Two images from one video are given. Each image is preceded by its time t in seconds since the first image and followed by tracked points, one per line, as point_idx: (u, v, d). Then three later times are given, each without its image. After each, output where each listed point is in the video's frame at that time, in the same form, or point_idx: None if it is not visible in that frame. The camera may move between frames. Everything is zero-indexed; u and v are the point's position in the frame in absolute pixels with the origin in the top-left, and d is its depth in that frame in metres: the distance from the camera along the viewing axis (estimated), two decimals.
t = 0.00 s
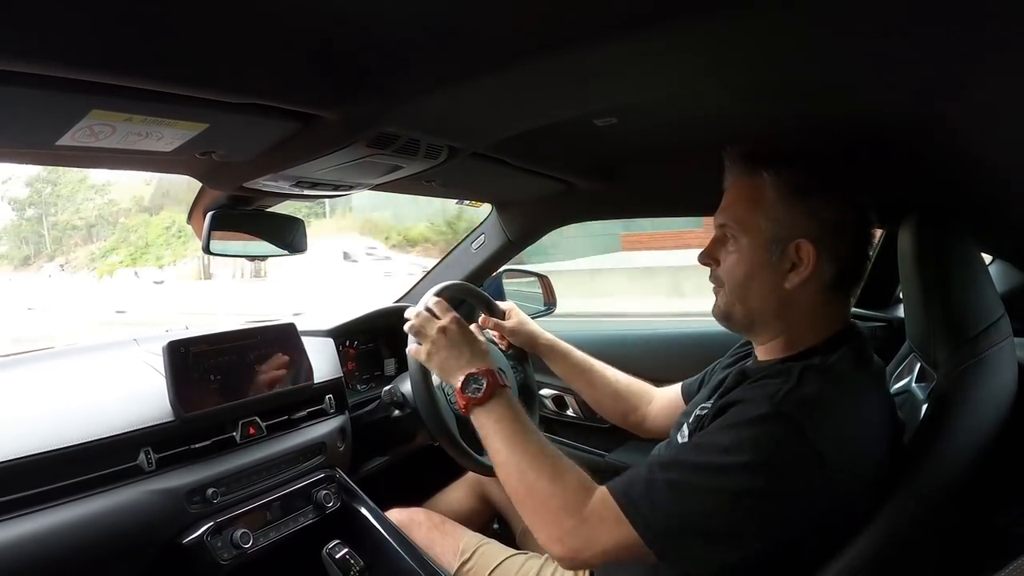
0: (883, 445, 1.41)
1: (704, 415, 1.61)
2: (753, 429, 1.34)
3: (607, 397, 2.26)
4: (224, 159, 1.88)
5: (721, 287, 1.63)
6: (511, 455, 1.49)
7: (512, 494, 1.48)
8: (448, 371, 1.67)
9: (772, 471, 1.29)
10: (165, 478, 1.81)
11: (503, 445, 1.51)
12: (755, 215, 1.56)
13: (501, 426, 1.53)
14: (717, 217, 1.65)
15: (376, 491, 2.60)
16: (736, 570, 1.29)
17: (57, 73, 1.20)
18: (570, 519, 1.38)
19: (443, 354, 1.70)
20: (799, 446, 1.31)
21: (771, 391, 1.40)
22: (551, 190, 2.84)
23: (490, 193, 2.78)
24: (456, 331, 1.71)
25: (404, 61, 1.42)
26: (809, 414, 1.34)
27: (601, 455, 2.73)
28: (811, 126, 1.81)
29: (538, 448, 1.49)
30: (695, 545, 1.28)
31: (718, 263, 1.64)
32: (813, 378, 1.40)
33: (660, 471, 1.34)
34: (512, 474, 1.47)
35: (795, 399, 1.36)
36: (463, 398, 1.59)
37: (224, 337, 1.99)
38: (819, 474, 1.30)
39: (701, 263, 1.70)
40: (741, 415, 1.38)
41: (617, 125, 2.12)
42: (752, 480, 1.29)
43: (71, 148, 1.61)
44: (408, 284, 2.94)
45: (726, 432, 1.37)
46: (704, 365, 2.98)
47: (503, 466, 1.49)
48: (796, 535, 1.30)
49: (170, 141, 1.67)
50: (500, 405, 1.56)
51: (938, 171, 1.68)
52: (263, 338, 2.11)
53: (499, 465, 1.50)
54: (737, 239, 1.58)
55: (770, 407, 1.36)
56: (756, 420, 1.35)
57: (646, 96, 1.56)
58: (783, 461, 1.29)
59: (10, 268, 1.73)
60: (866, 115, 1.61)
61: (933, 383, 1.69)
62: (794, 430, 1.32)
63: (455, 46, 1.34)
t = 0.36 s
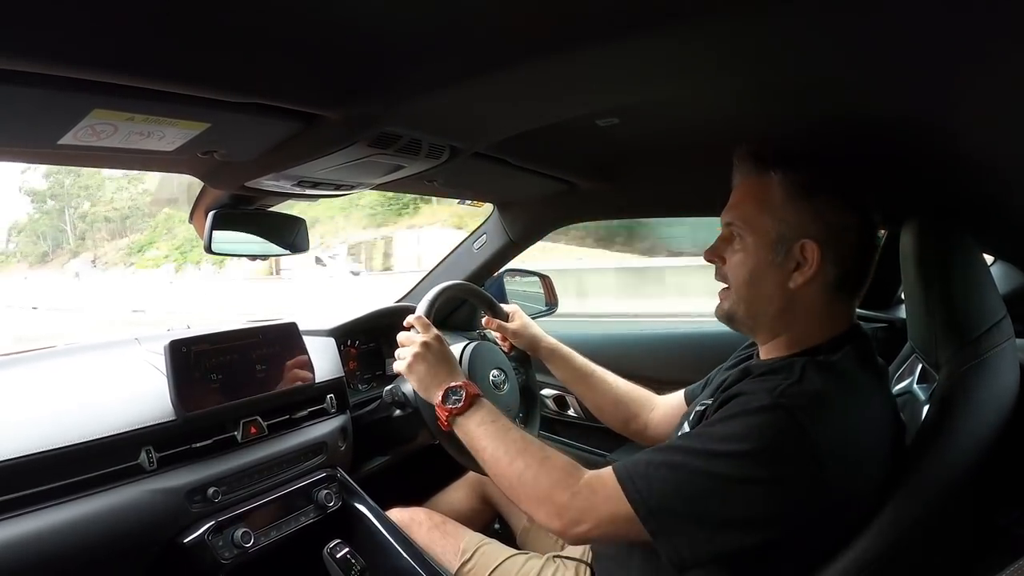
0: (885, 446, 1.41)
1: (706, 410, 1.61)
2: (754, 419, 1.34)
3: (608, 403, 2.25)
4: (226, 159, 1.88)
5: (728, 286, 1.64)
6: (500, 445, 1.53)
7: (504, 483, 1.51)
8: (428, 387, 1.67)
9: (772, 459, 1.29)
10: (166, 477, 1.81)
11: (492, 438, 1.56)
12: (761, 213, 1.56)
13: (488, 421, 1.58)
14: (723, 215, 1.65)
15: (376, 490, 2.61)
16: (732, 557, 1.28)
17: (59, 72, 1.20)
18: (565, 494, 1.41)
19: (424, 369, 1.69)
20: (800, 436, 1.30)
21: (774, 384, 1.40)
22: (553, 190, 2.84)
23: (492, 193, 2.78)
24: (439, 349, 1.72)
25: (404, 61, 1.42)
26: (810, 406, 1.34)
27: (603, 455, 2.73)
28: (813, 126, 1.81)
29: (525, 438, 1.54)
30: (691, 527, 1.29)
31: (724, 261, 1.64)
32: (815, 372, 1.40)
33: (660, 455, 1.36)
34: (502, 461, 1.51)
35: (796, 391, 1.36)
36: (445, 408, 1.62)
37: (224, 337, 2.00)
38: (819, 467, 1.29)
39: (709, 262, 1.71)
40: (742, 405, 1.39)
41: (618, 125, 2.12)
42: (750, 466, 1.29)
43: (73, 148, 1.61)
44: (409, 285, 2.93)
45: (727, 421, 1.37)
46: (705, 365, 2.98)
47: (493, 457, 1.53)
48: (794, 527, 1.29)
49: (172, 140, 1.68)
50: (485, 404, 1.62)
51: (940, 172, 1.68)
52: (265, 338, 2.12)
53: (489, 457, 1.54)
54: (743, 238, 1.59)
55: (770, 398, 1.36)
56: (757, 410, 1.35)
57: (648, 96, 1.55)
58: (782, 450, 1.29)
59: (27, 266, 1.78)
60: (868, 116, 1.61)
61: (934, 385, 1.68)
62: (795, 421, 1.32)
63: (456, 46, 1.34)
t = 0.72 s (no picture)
0: (886, 444, 1.40)
1: (705, 408, 1.61)
2: (755, 419, 1.34)
3: (609, 399, 2.26)
4: (226, 159, 1.88)
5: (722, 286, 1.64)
6: (502, 449, 1.52)
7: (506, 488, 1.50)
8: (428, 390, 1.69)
9: (773, 458, 1.29)
10: (167, 478, 1.81)
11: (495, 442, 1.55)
12: (755, 212, 1.56)
13: (490, 424, 1.57)
14: (717, 215, 1.65)
15: (376, 489, 2.61)
16: (736, 557, 1.29)
17: (58, 73, 1.20)
18: (567, 499, 1.40)
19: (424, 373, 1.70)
20: (801, 435, 1.31)
21: (773, 382, 1.40)
22: (552, 189, 2.84)
23: (491, 193, 2.78)
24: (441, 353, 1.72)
25: (403, 61, 1.42)
26: (810, 404, 1.34)
27: (603, 454, 2.73)
28: (812, 124, 1.81)
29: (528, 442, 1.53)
30: (693, 530, 1.29)
31: (719, 261, 1.64)
32: (815, 370, 1.40)
33: (661, 457, 1.36)
34: (504, 466, 1.50)
35: (796, 390, 1.36)
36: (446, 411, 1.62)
37: (224, 337, 1.99)
38: (820, 465, 1.30)
39: (703, 262, 1.71)
40: (742, 405, 1.39)
41: (617, 124, 2.13)
42: (751, 466, 1.29)
43: (73, 148, 1.61)
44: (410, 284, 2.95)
45: (727, 421, 1.38)
46: (705, 363, 2.98)
47: (495, 460, 1.53)
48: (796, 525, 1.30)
49: (171, 141, 1.67)
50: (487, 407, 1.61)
51: (939, 170, 1.68)
52: (265, 337, 2.12)
53: (490, 461, 1.53)
54: (737, 236, 1.59)
55: (770, 397, 1.36)
56: (757, 409, 1.35)
57: (647, 95, 1.55)
58: (783, 449, 1.30)
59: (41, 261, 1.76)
60: (868, 114, 1.61)
61: (934, 382, 1.69)
62: (795, 419, 1.32)
63: (456, 45, 1.34)
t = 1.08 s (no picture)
0: (889, 447, 1.40)
1: (710, 416, 1.61)
2: (764, 436, 1.34)
3: (612, 398, 2.26)
4: (228, 159, 1.88)
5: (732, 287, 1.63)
6: (556, 476, 1.52)
7: (552, 515, 1.51)
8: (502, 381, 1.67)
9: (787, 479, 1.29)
10: (168, 477, 1.81)
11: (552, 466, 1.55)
12: (766, 212, 1.56)
13: (548, 448, 1.56)
14: (727, 216, 1.65)
15: (376, 490, 2.60)
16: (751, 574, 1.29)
17: (60, 72, 1.20)
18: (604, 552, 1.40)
19: (498, 367, 1.68)
20: (810, 449, 1.31)
21: (779, 394, 1.40)
22: (554, 190, 2.84)
23: (493, 194, 2.78)
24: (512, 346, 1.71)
25: (405, 61, 1.41)
26: (817, 417, 1.34)
27: (604, 455, 2.73)
28: (815, 126, 1.80)
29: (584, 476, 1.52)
30: (718, 562, 1.28)
31: (729, 261, 1.64)
32: (820, 378, 1.40)
33: (680, 495, 1.36)
34: (555, 496, 1.51)
35: (802, 402, 1.36)
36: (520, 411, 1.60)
37: (226, 337, 2.00)
38: (829, 475, 1.30)
39: (713, 263, 1.70)
40: (748, 423, 1.39)
41: (619, 125, 2.12)
42: (767, 489, 1.29)
43: (75, 148, 1.61)
44: (411, 285, 2.95)
45: (736, 441, 1.38)
46: (706, 365, 2.98)
47: (548, 486, 1.53)
48: (808, 538, 1.29)
49: (173, 141, 1.67)
50: (549, 428, 1.58)
51: (941, 172, 1.67)
52: (268, 338, 2.12)
53: (545, 485, 1.54)
54: (748, 237, 1.58)
55: (778, 412, 1.36)
56: (765, 427, 1.35)
57: (649, 95, 1.55)
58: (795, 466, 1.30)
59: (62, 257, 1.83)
60: (869, 116, 1.61)
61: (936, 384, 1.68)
62: (803, 434, 1.32)
63: (457, 46, 1.34)
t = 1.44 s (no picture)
0: (889, 445, 1.39)
1: (707, 414, 1.60)
2: (759, 432, 1.33)
3: (614, 399, 2.26)
4: (230, 159, 1.88)
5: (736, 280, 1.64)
6: (535, 466, 1.50)
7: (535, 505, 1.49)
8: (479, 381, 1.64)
9: (782, 476, 1.28)
10: (170, 477, 1.81)
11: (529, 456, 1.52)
12: (773, 209, 1.56)
13: (524, 436, 1.54)
14: (736, 209, 1.65)
15: (379, 490, 2.60)
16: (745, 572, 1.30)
17: (61, 73, 1.20)
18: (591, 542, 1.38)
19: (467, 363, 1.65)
20: (805, 446, 1.30)
21: (777, 391, 1.40)
22: (556, 190, 2.84)
23: (495, 194, 2.78)
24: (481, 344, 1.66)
25: (404, 60, 1.41)
26: (814, 414, 1.33)
27: (606, 455, 2.73)
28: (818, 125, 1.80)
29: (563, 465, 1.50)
30: (711, 559, 1.29)
31: (733, 254, 1.64)
32: (818, 376, 1.39)
33: (672, 485, 1.35)
34: (535, 486, 1.49)
35: (798, 398, 1.36)
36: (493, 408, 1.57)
37: (227, 337, 2.00)
38: (826, 473, 1.29)
39: (719, 256, 1.70)
40: (744, 418, 1.39)
41: (621, 125, 2.12)
42: (761, 484, 1.28)
43: (77, 148, 1.61)
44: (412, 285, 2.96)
45: (731, 435, 1.37)
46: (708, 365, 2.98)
47: (527, 476, 1.51)
48: (802, 535, 1.30)
49: (175, 141, 1.68)
50: (523, 420, 1.56)
51: (943, 171, 1.67)
52: (269, 338, 2.12)
53: (522, 476, 1.51)
54: (754, 232, 1.59)
55: (774, 408, 1.36)
56: (762, 422, 1.35)
57: (650, 95, 1.55)
58: (789, 462, 1.29)
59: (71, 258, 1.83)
60: (871, 115, 1.61)
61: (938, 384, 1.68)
62: (800, 430, 1.32)
63: (457, 46, 1.34)
